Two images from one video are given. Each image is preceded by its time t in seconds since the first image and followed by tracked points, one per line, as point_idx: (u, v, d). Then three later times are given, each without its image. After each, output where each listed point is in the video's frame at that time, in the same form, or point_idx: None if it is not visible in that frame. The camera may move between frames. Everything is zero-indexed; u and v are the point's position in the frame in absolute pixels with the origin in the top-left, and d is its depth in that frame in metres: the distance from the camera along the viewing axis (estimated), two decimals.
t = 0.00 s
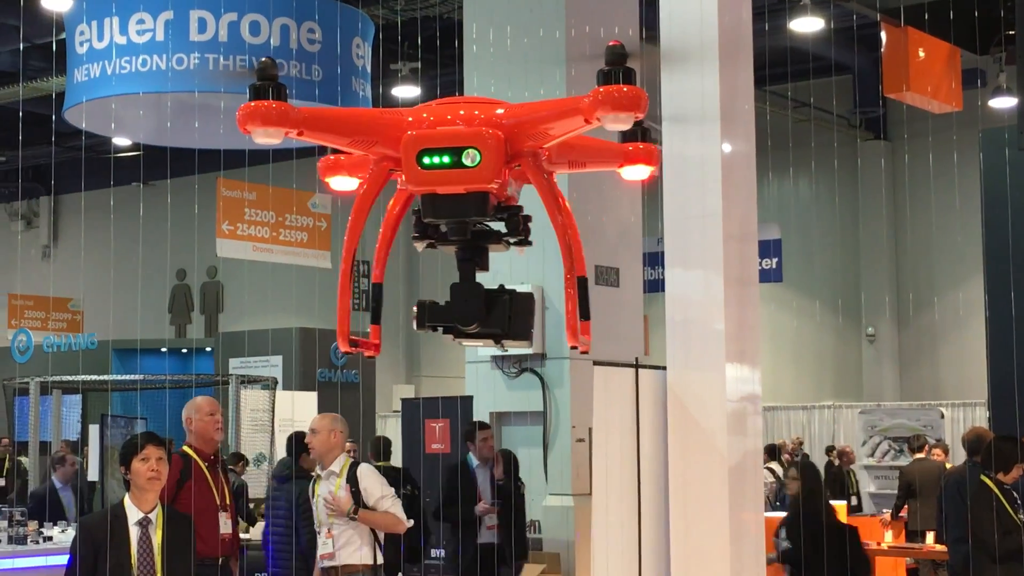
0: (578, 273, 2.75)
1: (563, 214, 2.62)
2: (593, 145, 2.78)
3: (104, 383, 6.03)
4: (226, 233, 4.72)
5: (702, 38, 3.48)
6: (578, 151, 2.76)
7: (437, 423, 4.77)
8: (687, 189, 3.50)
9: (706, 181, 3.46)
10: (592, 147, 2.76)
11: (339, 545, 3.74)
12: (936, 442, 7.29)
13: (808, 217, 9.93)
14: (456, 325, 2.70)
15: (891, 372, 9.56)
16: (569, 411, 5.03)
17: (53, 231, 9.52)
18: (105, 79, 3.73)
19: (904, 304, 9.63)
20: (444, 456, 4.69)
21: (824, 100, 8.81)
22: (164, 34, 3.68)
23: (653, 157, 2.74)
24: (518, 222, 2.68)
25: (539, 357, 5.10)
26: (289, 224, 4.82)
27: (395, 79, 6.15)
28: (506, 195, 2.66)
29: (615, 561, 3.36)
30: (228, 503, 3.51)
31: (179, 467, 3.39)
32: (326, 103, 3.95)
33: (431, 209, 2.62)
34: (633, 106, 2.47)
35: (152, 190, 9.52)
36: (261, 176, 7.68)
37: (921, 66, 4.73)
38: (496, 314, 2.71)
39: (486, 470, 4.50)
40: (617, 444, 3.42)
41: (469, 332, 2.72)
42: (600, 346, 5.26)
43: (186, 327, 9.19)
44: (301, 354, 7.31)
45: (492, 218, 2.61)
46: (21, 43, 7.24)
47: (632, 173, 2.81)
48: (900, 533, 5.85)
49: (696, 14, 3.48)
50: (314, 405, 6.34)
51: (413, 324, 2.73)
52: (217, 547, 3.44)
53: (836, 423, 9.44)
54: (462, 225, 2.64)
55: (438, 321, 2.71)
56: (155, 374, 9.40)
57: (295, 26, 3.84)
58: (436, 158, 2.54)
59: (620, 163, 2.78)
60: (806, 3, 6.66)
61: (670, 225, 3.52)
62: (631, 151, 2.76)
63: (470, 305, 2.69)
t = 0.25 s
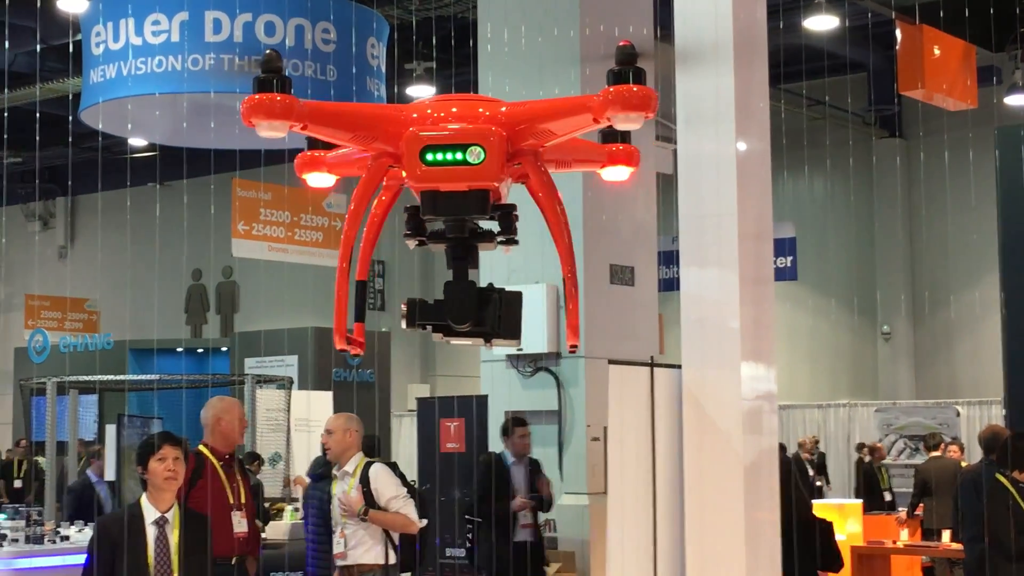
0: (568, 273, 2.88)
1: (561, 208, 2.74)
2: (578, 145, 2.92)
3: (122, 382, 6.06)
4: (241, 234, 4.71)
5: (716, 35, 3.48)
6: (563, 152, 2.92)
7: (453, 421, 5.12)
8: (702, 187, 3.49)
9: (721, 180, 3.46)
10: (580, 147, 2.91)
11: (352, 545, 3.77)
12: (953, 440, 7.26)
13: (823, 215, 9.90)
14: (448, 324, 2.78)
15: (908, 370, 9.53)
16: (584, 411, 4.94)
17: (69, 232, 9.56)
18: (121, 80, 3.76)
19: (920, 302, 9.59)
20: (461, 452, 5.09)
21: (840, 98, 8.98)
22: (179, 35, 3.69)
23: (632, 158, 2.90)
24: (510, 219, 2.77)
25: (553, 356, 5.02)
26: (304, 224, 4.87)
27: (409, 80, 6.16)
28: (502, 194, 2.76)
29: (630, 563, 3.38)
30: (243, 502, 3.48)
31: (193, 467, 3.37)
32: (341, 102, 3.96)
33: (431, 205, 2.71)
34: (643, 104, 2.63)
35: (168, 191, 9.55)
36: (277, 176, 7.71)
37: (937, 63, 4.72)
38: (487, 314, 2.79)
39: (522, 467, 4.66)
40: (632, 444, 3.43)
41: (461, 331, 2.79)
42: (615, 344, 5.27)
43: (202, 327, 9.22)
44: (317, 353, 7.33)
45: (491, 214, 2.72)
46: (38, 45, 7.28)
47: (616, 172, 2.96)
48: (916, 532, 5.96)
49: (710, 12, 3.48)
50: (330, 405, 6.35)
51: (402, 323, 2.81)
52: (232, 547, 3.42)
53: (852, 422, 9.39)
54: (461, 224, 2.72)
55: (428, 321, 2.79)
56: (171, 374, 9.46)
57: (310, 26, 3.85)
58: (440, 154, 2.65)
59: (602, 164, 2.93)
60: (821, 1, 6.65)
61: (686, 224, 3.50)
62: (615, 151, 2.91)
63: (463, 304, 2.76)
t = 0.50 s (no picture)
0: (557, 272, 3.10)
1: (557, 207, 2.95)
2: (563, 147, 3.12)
3: (139, 383, 6.08)
4: (258, 233, 4.75)
5: (731, 33, 3.47)
6: (550, 153, 3.11)
7: (468, 421, 4.77)
8: (716, 186, 3.47)
9: (736, 178, 3.44)
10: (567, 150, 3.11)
11: (368, 545, 3.77)
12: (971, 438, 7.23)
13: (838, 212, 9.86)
14: (441, 325, 2.90)
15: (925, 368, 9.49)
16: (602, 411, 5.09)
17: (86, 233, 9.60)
18: (137, 81, 3.78)
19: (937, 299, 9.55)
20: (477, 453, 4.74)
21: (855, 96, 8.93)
22: (195, 35, 3.70)
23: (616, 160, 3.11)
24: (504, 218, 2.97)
25: (570, 355, 5.13)
26: (319, 224, 4.88)
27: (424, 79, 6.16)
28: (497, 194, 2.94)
29: (649, 563, 3.34)
30: (262, 503, 3.50)
31: (212, 466, 3.40)
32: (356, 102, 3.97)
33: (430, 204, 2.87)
34: (648, 106, 2.83)
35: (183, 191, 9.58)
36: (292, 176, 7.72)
37: (953, 60, 4.70)
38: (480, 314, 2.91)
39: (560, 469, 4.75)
40: (649, 442, 3.40)
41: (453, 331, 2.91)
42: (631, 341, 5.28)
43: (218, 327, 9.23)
44: (332, 352, 7.33)
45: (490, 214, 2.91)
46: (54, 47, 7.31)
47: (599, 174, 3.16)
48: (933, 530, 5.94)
49: (724, 9, 3.47)
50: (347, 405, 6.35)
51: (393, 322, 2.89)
52: (251, 548, 3.43)
53: (868, 420, 9.35)
54: (459, 223, 2.89)
55: (420, 321, 2.88)
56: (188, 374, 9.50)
57: (325, 26, 3.86)
58: (442, 154, 2.82)
59: (587, 166, 3.13)
60: None
61: (701, 223, 3.49)
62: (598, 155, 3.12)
63: (457, 305, 2.88)
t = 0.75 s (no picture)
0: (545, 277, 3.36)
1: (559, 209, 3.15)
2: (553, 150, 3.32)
3: (162, 382, 6.11)
4: (280, 233, 4.79)
5: (754, 30, 3.46)
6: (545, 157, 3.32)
7: (491, 421, 4.87)
8: (739, 184, 3.46)
9: (758, 176, 3.43)
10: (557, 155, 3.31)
11: (389, 544, 3.75)
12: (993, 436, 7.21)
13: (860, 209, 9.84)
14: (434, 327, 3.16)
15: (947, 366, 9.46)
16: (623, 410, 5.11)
17: (108, 233, 9.68)
18: (159, 82, 3.80)
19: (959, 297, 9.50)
20: (499, 453, 4.86)
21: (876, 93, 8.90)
22: (217, 36, 3.71)
23: (596, 165, 3.40)
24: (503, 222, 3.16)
25: (591, 354, 5.15)
26: (339, 224, 5.06)
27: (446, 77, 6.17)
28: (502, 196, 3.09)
29: (670, 563, 3.34)
30: (286, 502, 3.53)
31: (237, 465, 3.44)
32: (378, 102, 3.98)
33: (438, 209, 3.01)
34: (659, 112, 3.00)
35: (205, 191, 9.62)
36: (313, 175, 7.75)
37: (975, 57, 4.68)
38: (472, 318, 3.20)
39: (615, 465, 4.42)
40: (671, 441, 3.38)
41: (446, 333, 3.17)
42: (654, 341, 5.29)
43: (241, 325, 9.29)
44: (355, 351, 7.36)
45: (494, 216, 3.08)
46: (78, 47, 7.37)
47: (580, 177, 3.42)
48: (956, 529, 5.91)
49: (747, 7, 3.46)
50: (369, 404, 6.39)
51: (388, 325, 3.15)
52: (274, 546, 3.46)
53: (890, 419, 9.31)
54: (461, 227, 3.07)
55: (415, 324, 3.14)
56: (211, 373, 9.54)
57: (346, 26, 3.87)
58: (454, 158, 2.95)
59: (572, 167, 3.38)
60: None
61: (723, 221, 3.48)
62: (582, 160, 3.39)
63: (453, 309, 3.16)
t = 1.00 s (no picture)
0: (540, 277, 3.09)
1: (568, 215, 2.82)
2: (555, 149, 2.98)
3: (185, 382, 6.17)
4: (300, 233, 4.85)
5: (775, 27, 3.44)
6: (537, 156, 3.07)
7: (513, 420, 4.94)
8: (760, 182, 3.45)
9: (779, 174, 3.41)
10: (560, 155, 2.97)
11: (410, 544, 3.76)
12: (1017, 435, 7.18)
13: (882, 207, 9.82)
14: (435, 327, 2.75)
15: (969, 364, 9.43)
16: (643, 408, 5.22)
17: (129, 234, 9.73)
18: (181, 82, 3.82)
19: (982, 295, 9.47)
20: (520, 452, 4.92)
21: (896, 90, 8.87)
22: (237, 37, 3.73)
23: (583, 165, 3.19)
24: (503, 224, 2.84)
25: (613, 353, 5.26)
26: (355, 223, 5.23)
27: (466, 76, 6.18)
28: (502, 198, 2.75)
29: (692, 563, 3.33)
30: (310, 501, 3.55)
31: (262, 466, 3.45)
32: (398, 101, 3.99)
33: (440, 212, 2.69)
34: (673, 114, 2.74)
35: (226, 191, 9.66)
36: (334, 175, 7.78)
37: (997, 54, 4.66)
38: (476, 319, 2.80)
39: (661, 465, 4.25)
40: (692, 440, 3.37)
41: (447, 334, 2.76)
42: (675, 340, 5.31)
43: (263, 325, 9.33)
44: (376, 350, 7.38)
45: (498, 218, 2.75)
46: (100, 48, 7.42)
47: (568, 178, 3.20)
48: (979, 528, 5.89)
49: (767, 4, 3.45)
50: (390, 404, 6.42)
51: (385, 327, 2.70)
52: (297, 545, 3.48)
53: (913, 417, 9.29)
54: (468, 227, 2.75)
55: (416, 323, 2.73)
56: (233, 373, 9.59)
57: (366, 25, 3.89)
58: (463, 157, 2.64)
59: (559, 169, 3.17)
60: None
61: (745, 219, 3.46)
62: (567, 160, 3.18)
63: (457, 307, 2.76)
